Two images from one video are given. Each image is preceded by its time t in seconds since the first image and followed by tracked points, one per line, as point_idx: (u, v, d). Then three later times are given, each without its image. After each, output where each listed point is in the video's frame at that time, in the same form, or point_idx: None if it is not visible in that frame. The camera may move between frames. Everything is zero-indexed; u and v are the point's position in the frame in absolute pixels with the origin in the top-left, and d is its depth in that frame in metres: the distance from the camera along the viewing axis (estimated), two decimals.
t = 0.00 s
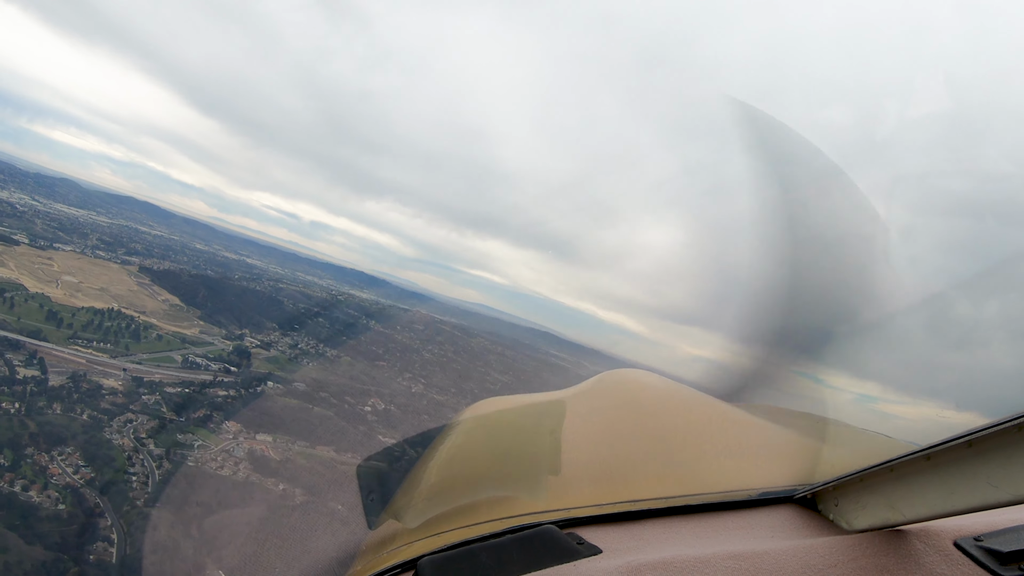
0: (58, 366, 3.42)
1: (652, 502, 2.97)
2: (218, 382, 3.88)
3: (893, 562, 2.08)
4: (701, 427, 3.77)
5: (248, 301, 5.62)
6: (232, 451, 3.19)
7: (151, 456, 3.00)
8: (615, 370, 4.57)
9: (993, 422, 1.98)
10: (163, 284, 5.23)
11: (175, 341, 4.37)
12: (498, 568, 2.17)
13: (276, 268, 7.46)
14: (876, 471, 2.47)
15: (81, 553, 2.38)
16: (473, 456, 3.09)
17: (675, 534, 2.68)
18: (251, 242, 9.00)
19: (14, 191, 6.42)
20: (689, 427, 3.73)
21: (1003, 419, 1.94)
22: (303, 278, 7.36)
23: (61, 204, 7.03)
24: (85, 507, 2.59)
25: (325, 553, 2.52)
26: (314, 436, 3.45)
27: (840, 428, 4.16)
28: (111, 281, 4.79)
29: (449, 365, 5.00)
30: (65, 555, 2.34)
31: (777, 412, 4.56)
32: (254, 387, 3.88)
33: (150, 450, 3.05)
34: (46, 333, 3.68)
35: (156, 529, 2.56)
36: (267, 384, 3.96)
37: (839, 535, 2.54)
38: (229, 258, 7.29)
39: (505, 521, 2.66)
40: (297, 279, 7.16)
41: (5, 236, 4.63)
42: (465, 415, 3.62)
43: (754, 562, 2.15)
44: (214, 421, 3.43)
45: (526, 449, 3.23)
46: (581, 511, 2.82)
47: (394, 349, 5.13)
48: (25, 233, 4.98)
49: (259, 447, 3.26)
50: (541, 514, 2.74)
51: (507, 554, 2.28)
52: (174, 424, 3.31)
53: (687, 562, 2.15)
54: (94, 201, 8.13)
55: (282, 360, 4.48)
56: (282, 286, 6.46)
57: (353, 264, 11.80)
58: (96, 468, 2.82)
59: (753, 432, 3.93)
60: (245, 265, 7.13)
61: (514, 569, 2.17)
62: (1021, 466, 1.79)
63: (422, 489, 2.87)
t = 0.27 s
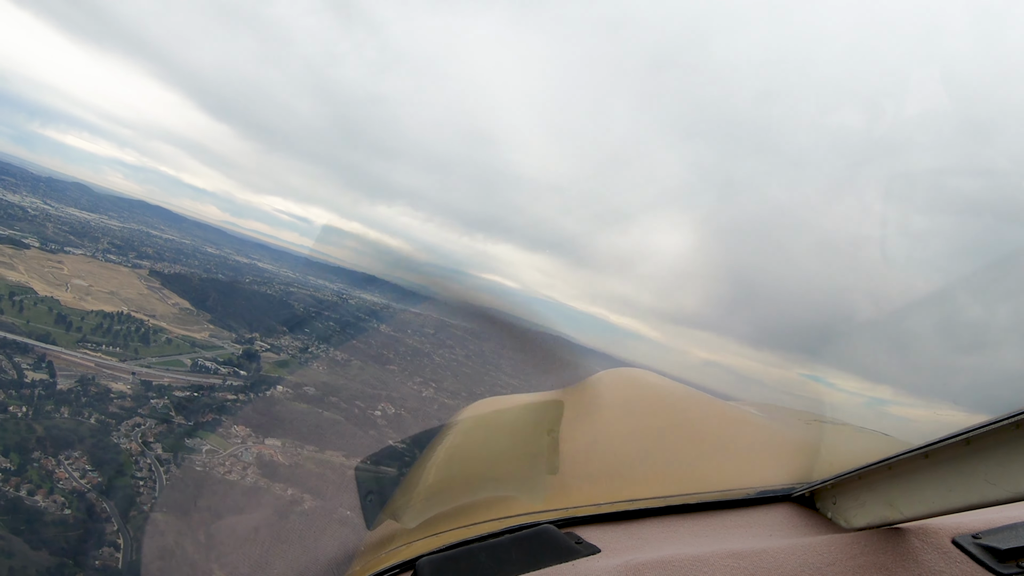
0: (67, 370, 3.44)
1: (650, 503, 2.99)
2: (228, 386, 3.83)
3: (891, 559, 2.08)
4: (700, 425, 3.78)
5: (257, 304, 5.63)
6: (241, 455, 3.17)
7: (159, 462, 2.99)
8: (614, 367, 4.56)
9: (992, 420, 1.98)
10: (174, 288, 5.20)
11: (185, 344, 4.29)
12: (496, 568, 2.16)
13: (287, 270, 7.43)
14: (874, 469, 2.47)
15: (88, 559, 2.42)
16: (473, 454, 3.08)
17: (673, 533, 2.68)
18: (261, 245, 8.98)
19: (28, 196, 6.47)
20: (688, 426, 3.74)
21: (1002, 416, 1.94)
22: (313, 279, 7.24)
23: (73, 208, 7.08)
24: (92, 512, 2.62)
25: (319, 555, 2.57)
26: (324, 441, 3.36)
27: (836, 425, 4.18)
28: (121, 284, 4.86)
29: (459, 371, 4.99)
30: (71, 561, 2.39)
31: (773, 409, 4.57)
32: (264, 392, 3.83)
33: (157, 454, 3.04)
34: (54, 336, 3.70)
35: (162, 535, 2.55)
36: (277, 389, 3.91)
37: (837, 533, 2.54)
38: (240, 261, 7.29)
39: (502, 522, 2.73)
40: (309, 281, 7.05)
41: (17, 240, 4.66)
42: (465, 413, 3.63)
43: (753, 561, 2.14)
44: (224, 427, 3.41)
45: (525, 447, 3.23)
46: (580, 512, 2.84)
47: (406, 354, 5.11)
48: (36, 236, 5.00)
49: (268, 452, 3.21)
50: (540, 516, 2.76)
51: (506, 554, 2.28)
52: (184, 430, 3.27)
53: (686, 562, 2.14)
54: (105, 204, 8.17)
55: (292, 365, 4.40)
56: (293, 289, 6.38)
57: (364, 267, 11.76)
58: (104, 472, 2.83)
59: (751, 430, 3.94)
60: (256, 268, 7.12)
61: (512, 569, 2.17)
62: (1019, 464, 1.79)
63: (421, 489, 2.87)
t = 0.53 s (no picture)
0: (76, 374, 3.45)
1: (647, 503, 2.97)
2: (237, 390, 3.84)
3: (889, 560, 2.06)
4: (697, 426, 3.76)
5: (268, 308, 5.60)
6: (251, 460, 3.16)
7: (167, 465, 2.99)
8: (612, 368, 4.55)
9: (989, 420, 1.96)
10: (186, 294, 5.29)
11: (195, 349, 4.38)
12: (493, 569, 2.16)
13: (299, 276, 7.42)
14: (871, 470, 2.45)
15: (95, 564, 2.40)
16: (470, 455, 3.08)
17: (671, 534, 2.66)
18: (273, 249, 8.96)
19: (41, 201, 6.54)
20: (685, 427, 3.72)
21: (1000, 417, 1.92)
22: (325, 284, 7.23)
23: (86, 213, 7.14)
24: (100, 518, 2.60)
25: (322, 552, 2.59)
26: (334, 446, 3.39)
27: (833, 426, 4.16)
28: (132, 288, 4.87)
29: (471, 375, 4.95)
30: (76, 566, 2.39)
31: (769, 410, 4.55)
32: (274, 396, 3.83)
33: (166, 460, 3.03)
34: (64, 340, 3.76)
35: (172, 540, 2.55)
36: (288, 393, 3.92)
37: (834, 534, 2.53)
38: (252, 266, 7.30)
39: (499, 522, 2.70)
40: (321, 286, 7.06)
41: (27, 244, 4.75)
42: (463, 413, 3.61)
43: (750, 562, 2.12)
44: (234, 430, 3.38)
45: (521, 449, 3.21)
46: (577, 512, 2.83)
47: (418, 359, 5.09)
48: (48, 238, 5.06)
49: (277, 457, 3.22)
50: (536, 517, 2.74)
51: (503, 554, 2.28)
52: (193, 434, 3.27)
53: (683, 563, 2.12)
54: (118, 209, 8.24)
55: (303, 369, 4.39)
56: (305, 294, 6.36)
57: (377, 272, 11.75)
58: (111, 477, 2.82)
59: (748, 431, 3.92)
60: (268, 273, 7.13)
61: (509, 569, 2.16)
62: (1015, 464, 1.77)
63: (417, 490, 2.87)
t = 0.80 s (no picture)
0: (86, 377, 3.51)
1: (646, 505, 2.96)
2: (247, 394, 3.82)
3: (887, 564, 2.04)
4: (694, 430, 3.76)
5: (280, 311, 5.67)
6: (260, 464, 3.16)
7: (176, 469, 2.99)
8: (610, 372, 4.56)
9: (987, 423, 1.94)
10: (197, 295, 5.35)
11: (206, 351, 4.39)
12: (492, 571, 2.15)
13: (311, 279, 7.43)
14: (868, 472, 2.43)
15: (102, 568, 2.38)
16: (467, 462, 3.09)
17: (669, 537, 2.65)
18: (286, 252, 8.98)
19: (55, 205, 6.67)
20: (683, 430, 3.72)
21: (998, 420, 1.90)
22: (336, 287, 7.24)
23: (100, 216, 7.23)
24: (106, 522, 2.60)
25: (320, 554, 2.56)
26: (344, 450, 3.38)
27: (832, 430, 4.14)
28: (143, 292, 4.93)
29: (485, 377, 4.88)
30: (83, 571, 2.35)
31: (769, 414, 4.52)
32: (284, 400, 3.85)
33: (174, 463, 3.03)
34: (75, 343, 3.82)
35: (179, 545, 2.53)
36: (298, 398, 3.94)
37: (832, 537, 2.51)
38: (264, 269, 7.32)
39: (498, 525, 2.65)
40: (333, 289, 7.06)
41: (40, 247, 4.90)
42: (462, 415, 3.60)
43: (748, 565, 2.11)
44: (244, 434, 3.39)
45: (520, 451, 3.20)
46: (576, 514, 2.81)
47: (430, 362, 5.05)
48: (60, 243, 5.30)
49: (288, 460, 3.23)
50: (535, 518, 2.73)
51: (502, 556, 2.27)
52: (201, 437, 3.26)
53: (682, 565, 2.11)
54: (131, 212, 8.33)
55: (314, 373, 4.37)
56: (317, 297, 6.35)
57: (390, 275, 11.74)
58: (120, 481, 2.83)
59: (746, 435, 3.91)
60: (281, 276, 7.14)
61: (508, 571, 2.16)
62: (1013, 467, 1.76)
63: (416, 492, 2.87)
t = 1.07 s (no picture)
0: (96, 381, 3.56)
1: (647, 506, 2.95)
2: (258, 397, 3.79)
3: (888, 562, 2.03)
4: (695, 429, 3.74)
5: (292, 315, 5.67)
6: (270, 468, 3.15)
7: (185, 473, 2.98)
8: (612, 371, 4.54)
9: (988, 421, 1.93)
10: (208, 298, 5.40)
11: (217, 354, 4.39)
12: (494, 571, 2.16)
13: (324, 281, 7.43)
14: (868, 471, 2.42)
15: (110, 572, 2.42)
16: (469, 460, 3.05)
17: (670, 537, 2.64)
18: (299, 255, 8.99)
19: (68, 210, 6.79)
20: (684, 430, 3.70)
21: (998, 418, 1.89)
22: (348, 290, 7.25)
23: (114, 219, 7.31)
24: (115, 526, 2.63)
25: (318, 557, 2.60)
26: (355, 454, 3.34)
27: (833, 429, 4.12)
28: (154, 294, 4.98)
29: (497, 380, 4.86)
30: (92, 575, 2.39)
31: (771, 413, 4.49)
32: (296, 403, 3.82)
33: (184, 467, 3.02)
34: (85, 346, 3.89)
35: (187, 548, 2.55)
36: (310, 400, 3.88)
37: (834, 535, 2.49)
38: (277, 272, 7.35)
39: (497, 526, 2.69)
40: (346, 292, 7.06)
41: (53, 250, 5.01)
42: (462, 416, 3.61)
43: (750, 564, 2.10)
44: (254, 438, 3.39)
45: (520, 452, 3.19)
46: (576, 515, 2.81)
47: (443, 366, 5.05)
48: (73, 246, 5.42)
49: (298, 464, 3.20)
50: (535, 520, 2.73)
51: (504, 556, 2.27)
52: (211, 441, 3.26)
53: (683, 565, 2.10)
54: (144, 214, 8.41)
55: (326, 376, 4.37)
56: (330, 300, 6.34)
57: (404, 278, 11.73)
58: (128, 484, 2.85)
59: (747, 434, 3.89)
60: (294, 279, 7.16)
61: (510, 570, 2.16)
62: (1013, 464, 1.75)
63: (416, 493, 2.86)
